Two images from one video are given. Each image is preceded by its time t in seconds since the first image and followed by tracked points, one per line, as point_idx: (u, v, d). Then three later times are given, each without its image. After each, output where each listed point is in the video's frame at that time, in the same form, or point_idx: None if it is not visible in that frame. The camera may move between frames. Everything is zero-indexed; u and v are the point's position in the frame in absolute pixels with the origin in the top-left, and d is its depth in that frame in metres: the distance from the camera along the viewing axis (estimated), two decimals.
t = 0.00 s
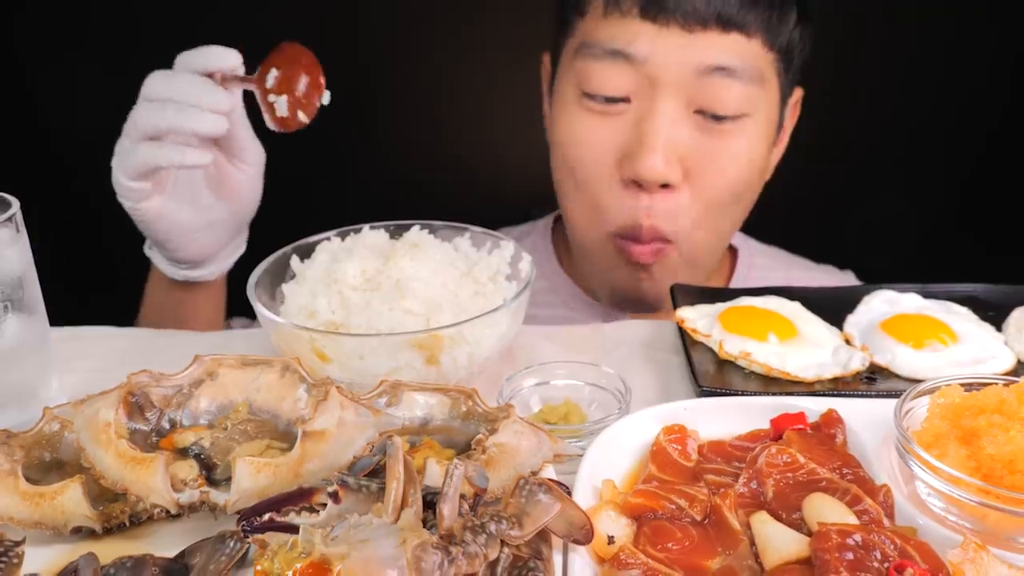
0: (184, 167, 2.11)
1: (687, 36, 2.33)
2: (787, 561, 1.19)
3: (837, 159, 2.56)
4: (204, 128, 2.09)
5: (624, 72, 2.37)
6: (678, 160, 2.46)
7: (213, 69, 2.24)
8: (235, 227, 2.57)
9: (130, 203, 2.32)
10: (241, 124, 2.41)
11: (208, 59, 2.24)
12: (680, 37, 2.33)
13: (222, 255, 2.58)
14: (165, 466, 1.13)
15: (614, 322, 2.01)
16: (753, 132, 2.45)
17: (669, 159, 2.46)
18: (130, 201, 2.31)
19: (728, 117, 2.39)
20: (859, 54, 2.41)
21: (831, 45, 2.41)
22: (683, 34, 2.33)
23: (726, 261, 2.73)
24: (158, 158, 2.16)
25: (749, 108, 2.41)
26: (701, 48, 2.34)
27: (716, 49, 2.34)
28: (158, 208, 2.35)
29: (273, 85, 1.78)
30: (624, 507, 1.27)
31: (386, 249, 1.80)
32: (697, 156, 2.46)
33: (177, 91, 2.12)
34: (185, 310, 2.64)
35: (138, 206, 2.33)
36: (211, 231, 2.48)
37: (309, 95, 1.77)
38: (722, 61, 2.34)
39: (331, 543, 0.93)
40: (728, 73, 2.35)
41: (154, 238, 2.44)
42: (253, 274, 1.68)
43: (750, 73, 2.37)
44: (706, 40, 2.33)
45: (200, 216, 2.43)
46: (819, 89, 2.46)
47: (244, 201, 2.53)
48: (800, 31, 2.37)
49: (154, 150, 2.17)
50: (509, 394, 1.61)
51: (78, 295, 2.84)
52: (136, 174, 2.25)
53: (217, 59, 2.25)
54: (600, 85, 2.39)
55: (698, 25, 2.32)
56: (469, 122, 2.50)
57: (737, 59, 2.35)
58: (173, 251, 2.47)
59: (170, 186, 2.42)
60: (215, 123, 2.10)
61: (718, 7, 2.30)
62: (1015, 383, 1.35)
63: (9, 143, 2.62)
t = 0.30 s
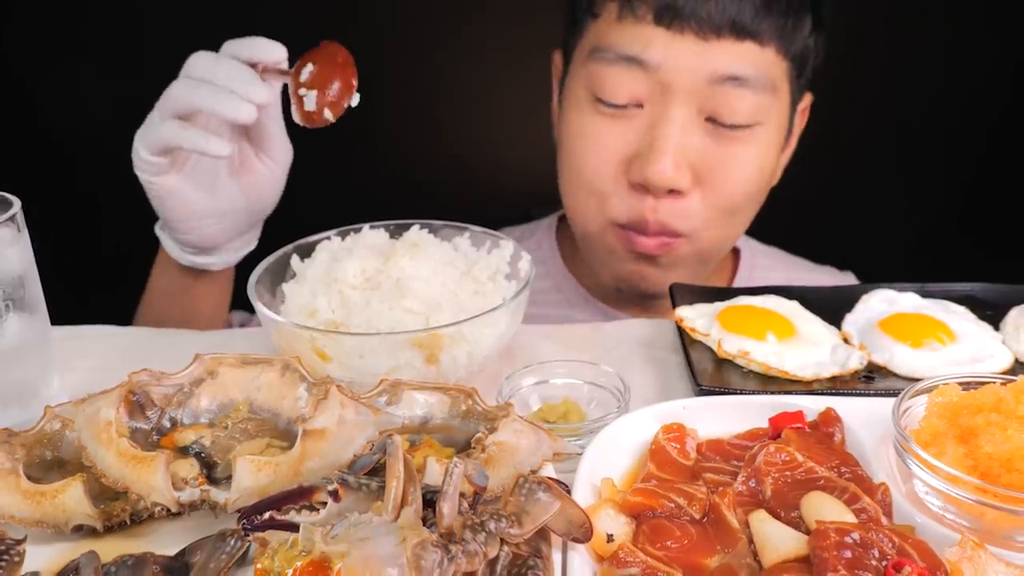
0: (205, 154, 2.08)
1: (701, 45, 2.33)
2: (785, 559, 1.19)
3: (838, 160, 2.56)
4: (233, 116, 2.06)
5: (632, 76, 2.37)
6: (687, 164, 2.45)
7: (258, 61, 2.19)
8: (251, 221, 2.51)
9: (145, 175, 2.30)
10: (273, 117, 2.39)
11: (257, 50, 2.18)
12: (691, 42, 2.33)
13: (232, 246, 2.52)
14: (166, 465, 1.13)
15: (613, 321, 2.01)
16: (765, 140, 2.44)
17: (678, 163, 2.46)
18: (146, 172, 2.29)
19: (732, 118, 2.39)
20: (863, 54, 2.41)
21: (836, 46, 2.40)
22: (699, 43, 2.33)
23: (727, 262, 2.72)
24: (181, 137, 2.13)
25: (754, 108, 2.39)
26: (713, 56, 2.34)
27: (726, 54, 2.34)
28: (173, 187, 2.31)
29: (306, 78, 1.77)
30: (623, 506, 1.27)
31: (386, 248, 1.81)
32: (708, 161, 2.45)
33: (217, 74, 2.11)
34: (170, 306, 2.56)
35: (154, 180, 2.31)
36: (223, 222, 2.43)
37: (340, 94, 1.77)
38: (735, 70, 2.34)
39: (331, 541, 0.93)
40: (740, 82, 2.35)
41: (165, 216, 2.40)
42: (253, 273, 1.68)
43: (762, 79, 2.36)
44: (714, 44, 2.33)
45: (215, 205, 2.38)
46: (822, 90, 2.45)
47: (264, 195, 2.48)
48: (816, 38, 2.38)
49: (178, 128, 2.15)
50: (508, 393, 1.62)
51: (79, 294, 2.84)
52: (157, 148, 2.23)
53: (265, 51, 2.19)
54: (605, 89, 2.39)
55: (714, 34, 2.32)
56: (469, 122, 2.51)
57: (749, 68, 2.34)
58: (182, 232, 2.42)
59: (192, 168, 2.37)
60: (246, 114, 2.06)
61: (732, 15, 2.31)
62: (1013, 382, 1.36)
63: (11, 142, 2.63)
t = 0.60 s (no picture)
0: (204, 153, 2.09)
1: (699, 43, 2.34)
2: (784, 558, 1.20)
3: (837, 160, 2.56)
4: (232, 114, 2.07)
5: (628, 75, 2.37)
6: (685, 163, 2.46)
7: (259, 59, 2.22)
8: (251, 219, 2.52)
9: (145, 172, 2.31)
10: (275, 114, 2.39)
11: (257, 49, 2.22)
12: (687, 41, 2.34)
13: (232, 244, 2.52)
14: (166, 463, 1.14)
15: (613, 321, 2.02)
16: (762, 140, 2.46)
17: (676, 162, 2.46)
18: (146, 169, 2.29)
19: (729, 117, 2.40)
20: (861, 55, 2.42)
21: (834, 47, 2.41)
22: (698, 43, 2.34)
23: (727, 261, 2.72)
24: (180, 135, 2.13)
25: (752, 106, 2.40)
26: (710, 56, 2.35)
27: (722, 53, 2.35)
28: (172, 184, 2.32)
29: (309, 84, 1.77)
30: (622, 505, 1.27)
31: (386, 248, 1.81)
32: (705, 160, 2.46)
33: (218, 73, 2.11)
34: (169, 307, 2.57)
35: (155, 177, 2.32)
36: (223, 219, 2.43)
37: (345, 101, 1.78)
38: (732, 70, 2.35)
39: (331, 540, 0.93)
40: (739, 82, 2.36)
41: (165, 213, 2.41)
42: (253, 272, 1.69)
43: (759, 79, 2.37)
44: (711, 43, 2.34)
45: (215, 202, 2.38)
46: (820, 90, 2.46)
47: (264, 193, 2.49)
48: (816, 40, 2.39)
49: (178, 126, 2.15)
50: (508, 392, 1.63)
51: (80, 294, 2.85)
52: (157, 145, 2.24)
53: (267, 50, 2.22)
54: (602, 87, 2.40)
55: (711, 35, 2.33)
56: (469, 122, 2.51)
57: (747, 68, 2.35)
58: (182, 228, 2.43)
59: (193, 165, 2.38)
60: (246, 113, 2.07)
61: (730, 16, 2.31)
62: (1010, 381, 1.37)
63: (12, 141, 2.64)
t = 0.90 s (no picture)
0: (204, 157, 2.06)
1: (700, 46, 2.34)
2: (782, 556, 1.20)
3: (834, 160, 2.57)
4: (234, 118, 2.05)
5: (626, 76, 2.37)
6: (689, 164, 2.46)
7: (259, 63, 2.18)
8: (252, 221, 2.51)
9: (145, 174, 2.27)
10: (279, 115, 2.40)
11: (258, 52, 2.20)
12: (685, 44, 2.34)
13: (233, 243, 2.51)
14: (167, 462, 1.14)
15: (612, 320, 2.02)
16: (761, 141, 2.46)
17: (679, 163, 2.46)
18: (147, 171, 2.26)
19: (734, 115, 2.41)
20: (859, 55, 2.42)
21: (831, 46, 2.41)
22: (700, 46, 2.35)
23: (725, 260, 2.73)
24: (182, 138, 2.11)
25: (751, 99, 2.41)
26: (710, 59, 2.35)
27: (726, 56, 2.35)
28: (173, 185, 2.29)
29: (313, 105, 1.74)
30: (621, 503, 1.28)
31: (386, 247, 1.81)
32: (709, 161, 2.46)
33: (220, 76, 2.10)
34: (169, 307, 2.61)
35: (155, 179, 2.28)
36: (223, 219, 2.42)
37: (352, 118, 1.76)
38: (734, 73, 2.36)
39: (331, 538, 0.93)
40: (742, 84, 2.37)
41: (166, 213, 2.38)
42: (253, 272, 1.69)
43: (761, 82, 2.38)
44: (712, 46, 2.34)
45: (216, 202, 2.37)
46: (817, 91, 2.46)
47: (266, 194, 2.49)
48: (816, 41, 2.39)
49: (180, 129, 2.13)
50: (507, 391, 1.63)
51: (82, 293, 2.85)
52: (158, 148, 2.21)
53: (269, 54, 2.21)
54: (603, 89, 2.40)
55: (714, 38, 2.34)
56: (469, 122, 2.52)
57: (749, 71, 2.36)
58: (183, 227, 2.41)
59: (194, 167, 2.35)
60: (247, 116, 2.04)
61: (734, 18, 2.32)
62: (1007, 380, 1.37)
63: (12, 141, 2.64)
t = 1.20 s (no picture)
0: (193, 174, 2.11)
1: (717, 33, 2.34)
2: (781, 554, 1.21)
3: (832, 158, 2.59)
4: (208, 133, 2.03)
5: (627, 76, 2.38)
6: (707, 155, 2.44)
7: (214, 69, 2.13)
8: (243, 217, 2.50)
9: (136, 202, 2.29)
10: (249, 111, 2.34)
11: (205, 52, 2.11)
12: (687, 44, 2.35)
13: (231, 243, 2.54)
14: (168, 461, 1.15)
15: (611, 319, 2.03)
16: (758, 140, 2.47)
17: (699, 153, 2.44)
18: (134, 200, 2.27)
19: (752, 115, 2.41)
20: (856, 50, 2.43)
21: (829, 42, 2.42)
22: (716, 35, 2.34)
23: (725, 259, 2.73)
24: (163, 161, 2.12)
25: (770, 102, 2.41)
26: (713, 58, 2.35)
27: (745, 46, 2.35)
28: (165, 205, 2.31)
29: (308, 126, 1.70)
30: (620, 501, 1.28)
31: (385, 247, 1.82)
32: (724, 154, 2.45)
33: (185, 93, 2.07)
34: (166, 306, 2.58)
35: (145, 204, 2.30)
36: (218, 223, 2.45)
37: (344, 124, 1.72)
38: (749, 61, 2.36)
39: (331, 536, 0.94)
40: (758, 73, 2.37)
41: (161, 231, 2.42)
42: (254, 271, 1.70)
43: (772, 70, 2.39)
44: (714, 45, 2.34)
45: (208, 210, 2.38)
46: (815, 87, 2.47)
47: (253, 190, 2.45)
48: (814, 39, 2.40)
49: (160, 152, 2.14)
50: (507, 390, 1.64)
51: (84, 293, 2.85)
52: (140, 174, 2.22)
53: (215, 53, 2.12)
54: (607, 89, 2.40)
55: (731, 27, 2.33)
56: (468, 122, 2.52)
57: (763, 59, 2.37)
58: (180, 241, 2.44)
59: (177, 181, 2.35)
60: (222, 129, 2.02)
61: (749, 10, 2.32)
62: (1005, 379, 1.38)
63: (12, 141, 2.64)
